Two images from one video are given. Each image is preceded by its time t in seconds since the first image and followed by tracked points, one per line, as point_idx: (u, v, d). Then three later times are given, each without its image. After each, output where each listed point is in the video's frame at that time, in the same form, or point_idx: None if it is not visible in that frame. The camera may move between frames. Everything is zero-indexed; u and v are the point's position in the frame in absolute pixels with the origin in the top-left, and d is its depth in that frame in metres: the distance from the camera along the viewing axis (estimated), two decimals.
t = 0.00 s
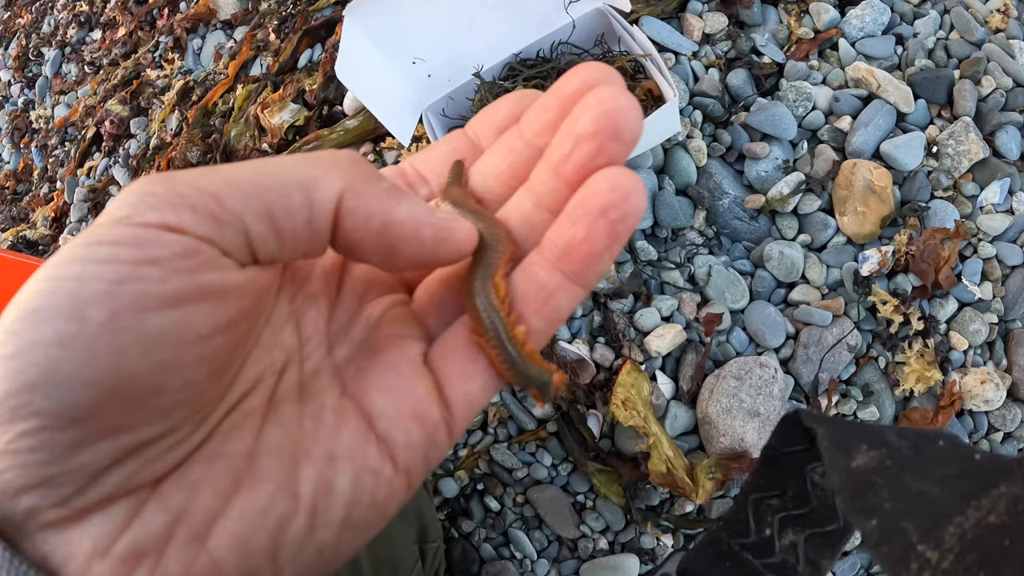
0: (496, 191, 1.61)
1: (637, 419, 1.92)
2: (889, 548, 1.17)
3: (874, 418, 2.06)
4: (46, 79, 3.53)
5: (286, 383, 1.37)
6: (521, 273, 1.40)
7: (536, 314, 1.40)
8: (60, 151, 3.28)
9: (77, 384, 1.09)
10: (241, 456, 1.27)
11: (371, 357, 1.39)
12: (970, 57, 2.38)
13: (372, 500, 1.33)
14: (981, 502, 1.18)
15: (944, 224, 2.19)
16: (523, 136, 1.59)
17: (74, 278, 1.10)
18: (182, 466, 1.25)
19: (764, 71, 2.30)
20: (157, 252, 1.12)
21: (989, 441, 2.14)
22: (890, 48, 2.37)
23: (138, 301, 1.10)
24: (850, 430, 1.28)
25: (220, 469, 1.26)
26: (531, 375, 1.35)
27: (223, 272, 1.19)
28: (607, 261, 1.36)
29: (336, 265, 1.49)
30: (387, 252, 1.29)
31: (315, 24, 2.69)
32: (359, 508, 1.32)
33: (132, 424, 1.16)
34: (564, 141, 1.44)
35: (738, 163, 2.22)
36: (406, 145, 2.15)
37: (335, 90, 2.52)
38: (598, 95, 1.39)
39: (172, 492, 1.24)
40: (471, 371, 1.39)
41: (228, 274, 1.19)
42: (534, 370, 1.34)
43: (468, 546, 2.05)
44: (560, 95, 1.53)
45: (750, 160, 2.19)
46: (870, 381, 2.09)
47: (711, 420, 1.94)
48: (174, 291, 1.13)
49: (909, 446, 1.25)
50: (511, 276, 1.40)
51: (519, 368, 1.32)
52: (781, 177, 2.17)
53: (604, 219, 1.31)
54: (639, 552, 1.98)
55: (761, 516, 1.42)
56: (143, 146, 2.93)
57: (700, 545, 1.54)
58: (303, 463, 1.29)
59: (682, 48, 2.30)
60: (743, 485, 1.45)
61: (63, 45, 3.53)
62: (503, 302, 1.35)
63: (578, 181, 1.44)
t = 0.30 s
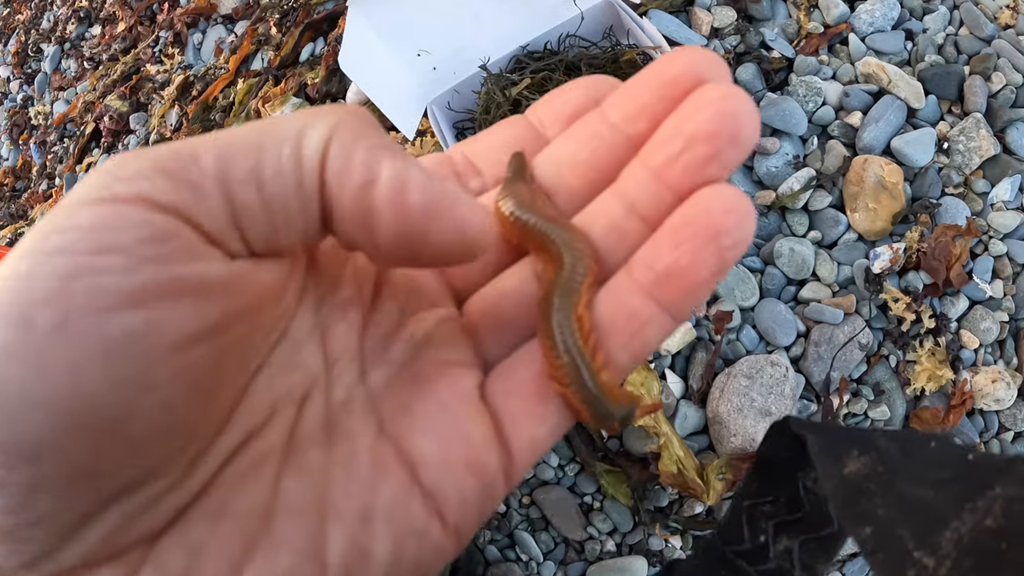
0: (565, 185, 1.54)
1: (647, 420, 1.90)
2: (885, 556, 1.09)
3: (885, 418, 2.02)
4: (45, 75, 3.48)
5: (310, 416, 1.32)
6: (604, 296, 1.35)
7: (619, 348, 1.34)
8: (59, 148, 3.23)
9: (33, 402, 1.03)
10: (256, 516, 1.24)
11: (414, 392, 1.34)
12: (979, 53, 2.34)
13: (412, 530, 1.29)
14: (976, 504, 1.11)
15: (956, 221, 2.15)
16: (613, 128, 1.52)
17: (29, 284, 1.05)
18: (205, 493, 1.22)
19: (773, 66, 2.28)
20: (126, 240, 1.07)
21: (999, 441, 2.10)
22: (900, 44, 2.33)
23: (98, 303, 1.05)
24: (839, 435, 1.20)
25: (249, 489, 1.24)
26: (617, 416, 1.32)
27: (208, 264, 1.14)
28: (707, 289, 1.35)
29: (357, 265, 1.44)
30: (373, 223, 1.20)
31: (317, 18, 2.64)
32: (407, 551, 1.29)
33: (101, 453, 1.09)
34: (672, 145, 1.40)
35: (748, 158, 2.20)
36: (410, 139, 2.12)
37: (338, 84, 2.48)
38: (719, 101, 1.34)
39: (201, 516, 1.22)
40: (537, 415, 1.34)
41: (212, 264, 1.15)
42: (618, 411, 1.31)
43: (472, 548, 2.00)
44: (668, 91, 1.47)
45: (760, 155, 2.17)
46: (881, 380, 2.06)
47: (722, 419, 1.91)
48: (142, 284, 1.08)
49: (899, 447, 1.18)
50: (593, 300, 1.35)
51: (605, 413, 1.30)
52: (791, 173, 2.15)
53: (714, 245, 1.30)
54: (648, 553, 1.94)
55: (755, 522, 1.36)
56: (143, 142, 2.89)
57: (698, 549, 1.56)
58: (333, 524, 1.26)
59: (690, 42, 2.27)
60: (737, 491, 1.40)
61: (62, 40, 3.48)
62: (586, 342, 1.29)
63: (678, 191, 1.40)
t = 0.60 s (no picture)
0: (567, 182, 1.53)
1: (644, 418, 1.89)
2: (893, 545, 1.13)
3: (884, 416, 2.02)
4: (45, 74, 3.47)
5: (298, 417, 1.32)
6: (603, 289, 1.36)
7: (626, 343, 1.33)
8: (58, 146, 3.23)
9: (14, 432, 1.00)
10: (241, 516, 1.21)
11: (405, 396, 1.34)
12: (980, 50, 2.33)
13: (401, 538, 1.27)
14: (985, 496, 1.14)
15: (956, 219, 2.14)
16: (620, 113, 1.52)
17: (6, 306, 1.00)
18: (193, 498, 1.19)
19: (772, 63, 2.27)
20: (117, 264, 1.05)
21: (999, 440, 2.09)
22: (899, 41, 2.32)
23: (85, 329, 1.02)
24: (849, 424, 1.24)
25: (241, 489, 1.22)
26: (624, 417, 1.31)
27: (204, 291, 1.13)
28: (720, 278, 1.33)
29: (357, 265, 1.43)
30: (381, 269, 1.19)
31: (315, 15, 2.63)
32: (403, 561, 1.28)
33: (87, 481, 1.07)
34: (683, 126, 1.38)
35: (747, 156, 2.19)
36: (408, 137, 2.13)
37: (337, 81, 2.48)
38: (732, 81, 1.34)
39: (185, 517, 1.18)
40: (536, 418, 1.33)
41: (207, 292, 1.14)
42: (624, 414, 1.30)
43: (469, 546, 1.99)
44: (680, 73, 1.47)
45: (759, 153, 2.17)
46: (880, 378, 2.06)
47: (721, 417, 1.90)
48: (134, 312, 1.05)
49: (910, 439, 1.21)
50: (586, 296, 1.36)
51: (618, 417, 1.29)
52: (791, 170, 2.15)
53: (728, 230, 1.28)
54: (646, 552, 1.93)
55: (763, 512, 1.43)
56: (141, 140, 2.88)
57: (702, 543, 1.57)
58: (320, 533, 1.23)
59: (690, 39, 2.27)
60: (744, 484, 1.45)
61: (62, 39, 3.48)
62: (588, 339, 1.28)
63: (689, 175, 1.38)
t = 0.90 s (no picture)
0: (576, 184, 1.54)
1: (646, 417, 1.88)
2: (895, 556, 1.14)
3: (886, 416, 2.02)
4: (45, 73, 3.46)
5: (333, 433, 1.31)
6: (637, 311, 1.34)
7: (661, 357, 1.32)
8: (59, 145, 3.22)
9: (43, 406, 1.03)
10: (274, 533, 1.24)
11: (441, 410, 1.33)
12: (982, 50, 2.33)
13: (437, 550, 1.28)
14: (986, 505, 1.15)
15: (958, 218, 2.14)
16: (645, 131, 1.49)
17: (48, 285, 1.05)
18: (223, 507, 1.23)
19: (775, 63, 2.28)
20: (148, 244, 1.05)
21: (1000, 441, 2.09)
22: (902, 41, 2.32)
23: (118, 307, 1.03)
24: (851, 435, 1.25)
25: (271, 503, 1.24)
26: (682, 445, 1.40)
27: (237, 271, 1.11)
28: (754, 289, 1.32)
29: (359, 262, 1.40)
30: (431, 227, 1.20)
31: (317, 14, 2.63)
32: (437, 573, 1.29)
33: (105, 463, 1.08)
34: (711, 143, 1.37)
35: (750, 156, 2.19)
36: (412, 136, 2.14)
37: (338, 80, 2.47)
38: (759, 97, 1.33)
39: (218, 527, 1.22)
40: (572, 432, 1.29)
41: (239, 271, 1.12)
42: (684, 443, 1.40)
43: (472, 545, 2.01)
44: (707, 89, 1.44)
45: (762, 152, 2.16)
46: (882, 378, 2.06)
47: (723, 417, 1.91)
48: (162, 291, 1.05)
49: (912, 448, 1.20)
50: (619, 315, 1.35)
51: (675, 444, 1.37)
52: (793, 170, 2.15)
53: (761, 242, 1.28)
54: (648, 552, 1.93)
55: (763, 519, 1.37)
56: (143, 138, 2.87)
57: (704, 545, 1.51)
58: (354, 543, 1.26)
59: (692, 38, 2.27)
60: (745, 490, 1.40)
61: (62, 38, 3.47)
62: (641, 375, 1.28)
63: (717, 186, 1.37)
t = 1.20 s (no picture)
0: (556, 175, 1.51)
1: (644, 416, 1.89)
2: (896, 560, 1.14)
3: (884, 415, 2.02)
4: (44, 72, 3.46)
5: (306, 425, 1.31)
6: (601, 297, 1.33)
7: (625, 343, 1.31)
8: (58, 144, 3.22)
9: (21, 405, 1.02)
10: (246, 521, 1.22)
11: (409, 403, 1.32)
12: (982, 49, 2.32)
13: (405, 541, 1.27)
14: (988, 512, 1.13)
15: (957, 218, 2.14)
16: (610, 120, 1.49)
17: (29, 282, 1.04)
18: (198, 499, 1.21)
19: (774, 62, 2.27)
20: (129, 246, 1.05)
21: (1000, 440, 2.08)
22: (901, 40, 2.32)
23: (99, 306, 1.03)
24: (853, 440, 1.25)
25: (242, 492, 1.23)
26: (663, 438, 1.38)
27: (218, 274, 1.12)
28: (721, 272, 1.30)
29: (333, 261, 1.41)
30: (420, 233, 1.21)
31: (315, 13, 2.63)
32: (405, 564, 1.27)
33: (85, 458, 1.08)
34: (671, 128, 1.36)
35: (749, 155, 2.18)
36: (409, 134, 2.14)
37: (336, 80, 2.47)
38: (719, 77, 1.31)
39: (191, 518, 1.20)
40: (537, 422, 1.29)
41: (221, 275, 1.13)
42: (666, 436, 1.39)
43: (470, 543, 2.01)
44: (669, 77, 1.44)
45: (760, 151, 2.15)
46: (881, 378, 2.05)
47: (721, 416, 1.90)
48: (142, 293, 1.06)
49: (914, 455, 1.20)
50: (583, 303, 1.33)
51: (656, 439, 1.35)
52: (792, 169, 2.14)
53: (726, 223, 1.25)
54: (646, 551, 1.93)
55: (765, 524, 1.43)
56: (141, 137, 2.87)
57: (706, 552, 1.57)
58: (322, 532, 1.24)
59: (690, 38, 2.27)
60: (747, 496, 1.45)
61: (61, 37, 3.46)
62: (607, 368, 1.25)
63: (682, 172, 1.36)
